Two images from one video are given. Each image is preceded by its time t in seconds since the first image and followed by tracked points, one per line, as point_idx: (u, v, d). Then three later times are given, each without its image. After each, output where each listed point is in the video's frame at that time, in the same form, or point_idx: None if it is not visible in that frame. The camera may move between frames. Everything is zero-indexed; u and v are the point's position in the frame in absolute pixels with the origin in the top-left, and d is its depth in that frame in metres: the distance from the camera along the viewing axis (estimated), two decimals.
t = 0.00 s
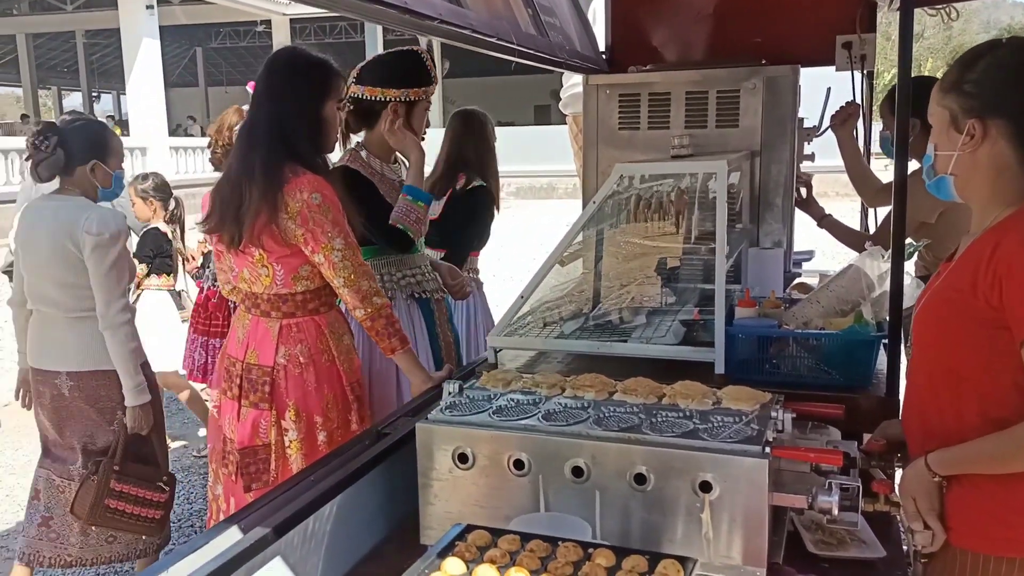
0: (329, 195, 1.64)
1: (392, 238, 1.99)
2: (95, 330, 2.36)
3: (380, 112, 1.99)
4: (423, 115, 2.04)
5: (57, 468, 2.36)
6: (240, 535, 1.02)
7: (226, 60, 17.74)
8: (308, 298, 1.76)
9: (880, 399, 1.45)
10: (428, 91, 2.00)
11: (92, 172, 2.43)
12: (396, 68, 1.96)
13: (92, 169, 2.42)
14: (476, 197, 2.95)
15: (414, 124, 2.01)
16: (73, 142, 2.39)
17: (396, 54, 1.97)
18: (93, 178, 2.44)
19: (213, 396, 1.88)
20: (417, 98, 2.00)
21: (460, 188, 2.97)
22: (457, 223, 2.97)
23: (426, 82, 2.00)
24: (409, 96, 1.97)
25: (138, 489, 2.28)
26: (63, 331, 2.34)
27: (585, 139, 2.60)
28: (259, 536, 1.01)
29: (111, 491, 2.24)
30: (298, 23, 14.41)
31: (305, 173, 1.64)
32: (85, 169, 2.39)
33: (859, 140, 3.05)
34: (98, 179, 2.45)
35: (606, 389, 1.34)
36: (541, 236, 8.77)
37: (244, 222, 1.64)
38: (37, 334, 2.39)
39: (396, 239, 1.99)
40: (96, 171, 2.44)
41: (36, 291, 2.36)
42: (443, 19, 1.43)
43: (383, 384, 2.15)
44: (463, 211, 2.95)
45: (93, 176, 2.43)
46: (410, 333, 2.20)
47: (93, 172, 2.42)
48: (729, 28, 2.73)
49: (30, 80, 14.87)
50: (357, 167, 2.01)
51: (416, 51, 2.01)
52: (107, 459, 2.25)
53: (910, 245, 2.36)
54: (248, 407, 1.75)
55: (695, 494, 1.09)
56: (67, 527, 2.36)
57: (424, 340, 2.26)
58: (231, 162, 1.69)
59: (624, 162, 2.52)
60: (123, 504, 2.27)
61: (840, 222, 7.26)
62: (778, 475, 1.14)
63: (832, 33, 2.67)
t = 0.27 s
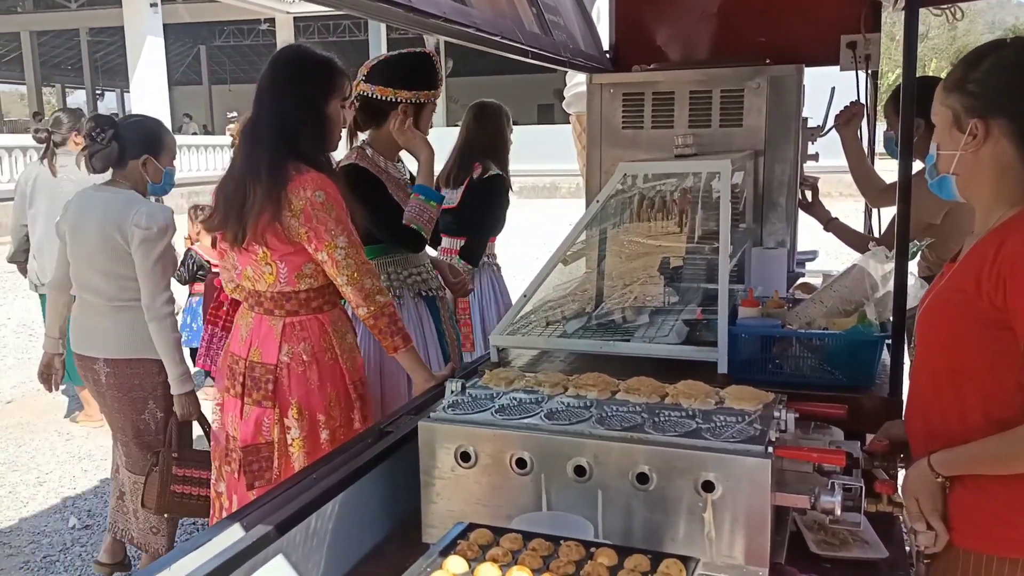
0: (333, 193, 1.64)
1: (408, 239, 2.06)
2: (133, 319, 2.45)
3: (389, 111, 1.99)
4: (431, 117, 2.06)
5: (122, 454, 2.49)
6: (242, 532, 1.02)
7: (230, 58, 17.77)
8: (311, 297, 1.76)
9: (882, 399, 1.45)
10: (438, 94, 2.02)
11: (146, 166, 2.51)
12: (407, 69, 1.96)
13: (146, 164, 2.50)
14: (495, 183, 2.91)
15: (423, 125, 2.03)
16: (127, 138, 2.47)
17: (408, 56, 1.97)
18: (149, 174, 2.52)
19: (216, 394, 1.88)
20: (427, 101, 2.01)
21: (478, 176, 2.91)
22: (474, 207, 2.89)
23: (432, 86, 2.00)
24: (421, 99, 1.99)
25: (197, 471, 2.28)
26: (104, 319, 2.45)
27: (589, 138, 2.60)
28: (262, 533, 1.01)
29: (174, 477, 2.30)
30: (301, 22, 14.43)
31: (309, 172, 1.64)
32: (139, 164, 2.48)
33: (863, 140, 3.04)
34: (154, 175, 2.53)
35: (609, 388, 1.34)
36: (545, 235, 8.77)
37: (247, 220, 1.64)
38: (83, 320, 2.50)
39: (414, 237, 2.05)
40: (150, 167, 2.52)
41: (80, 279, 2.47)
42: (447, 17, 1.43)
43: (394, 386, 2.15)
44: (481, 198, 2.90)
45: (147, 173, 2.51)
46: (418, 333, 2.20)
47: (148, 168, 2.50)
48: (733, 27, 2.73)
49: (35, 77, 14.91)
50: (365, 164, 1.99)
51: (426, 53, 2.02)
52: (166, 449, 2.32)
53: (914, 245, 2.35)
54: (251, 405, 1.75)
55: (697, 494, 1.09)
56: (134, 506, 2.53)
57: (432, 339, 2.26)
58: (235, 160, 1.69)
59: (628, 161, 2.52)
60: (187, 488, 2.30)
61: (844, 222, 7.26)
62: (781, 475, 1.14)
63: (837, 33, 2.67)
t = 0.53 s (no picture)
0: (334, 191, 1.64)
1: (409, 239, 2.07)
2: (167, 312, 2.49)
3: (394, 110, 1.99)
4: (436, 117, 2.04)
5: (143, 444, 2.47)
6: (242, 530, 1.02)
7: (231, 56, 17.77)
8: (312, 295, 1.76)
9: (883, 400, 1.45)
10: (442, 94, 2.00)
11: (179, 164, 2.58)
12: (413, 69, 1.95)
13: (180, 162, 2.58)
14: (512, 178, 3.09)
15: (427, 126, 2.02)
16: (162, 140, 2.56)
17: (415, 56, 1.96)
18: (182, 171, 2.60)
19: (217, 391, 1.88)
20: (432, 102, 1.99)
21: (496, 172, 3.09)
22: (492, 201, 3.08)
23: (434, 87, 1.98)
24: (426, 99, 1.97)
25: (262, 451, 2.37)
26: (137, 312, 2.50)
27: (590, 138, 2.59)
28: (262, 531, 1.01)
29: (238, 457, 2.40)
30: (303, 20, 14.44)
31: (311, 169, 1.64)
32: (172, 163, 2.56)
33: (864, 140, 3.04)
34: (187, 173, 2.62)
35: (610, 388, 1.34)
36: (545, 234, 8.77)
37: (249, 218, 1.64)
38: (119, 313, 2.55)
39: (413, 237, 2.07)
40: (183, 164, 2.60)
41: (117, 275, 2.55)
42: (449, 16, 1.43)
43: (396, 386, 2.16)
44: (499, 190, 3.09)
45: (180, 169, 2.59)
46: (420, 333, 2.19)
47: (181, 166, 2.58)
48: (734, 27, 2.73)
49: (36, 75, 14.92)
50: (368, 163, 2.00)
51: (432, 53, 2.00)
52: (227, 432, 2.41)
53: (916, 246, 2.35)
54: (252, 403, 1.75)
55: (698, 494, 1.09)
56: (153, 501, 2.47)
57: (435, 340, 2.25)
58: (237, 158, 1.69)
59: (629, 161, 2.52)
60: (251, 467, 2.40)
61: (844, 223, 7.26)
62: (781, 475, 1.14)
63: (838, 33, 2.67)
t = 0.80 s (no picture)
0: (331, 189, 1.64)
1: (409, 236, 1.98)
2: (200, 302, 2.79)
3: (394, 110, 1.99)
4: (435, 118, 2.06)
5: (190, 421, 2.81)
6: (238, 530, 1.02)
7: (229, 54, 17.76)
8: (309, 293, 1.75)
9: (881, 400, 1.45)
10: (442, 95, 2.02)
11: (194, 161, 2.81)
12: (416, 70, 1.96)
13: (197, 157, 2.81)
14: (549, 184, 3.30)
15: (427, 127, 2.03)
16: (177, 139, 2.79)
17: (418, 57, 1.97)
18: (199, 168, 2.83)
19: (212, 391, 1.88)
20: (432, 103, 2.01)
21: (533, 179, 3.30)
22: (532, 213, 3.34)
23: (434, 88, 2.00)
24: (428, 100, 1.99)
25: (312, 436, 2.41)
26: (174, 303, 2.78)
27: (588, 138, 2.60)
28: (259, 530, 1.01)
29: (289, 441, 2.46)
30: (300, 19, 14.43)
31: (308, 167, 1.63)
32: (191, 159, 2.80)
33: (862, 140, 3.04)
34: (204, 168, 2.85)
35: (607, 387, 1.34)
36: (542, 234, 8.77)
37: (244, 215, 1.64)
38: (159, 306, 2.83)
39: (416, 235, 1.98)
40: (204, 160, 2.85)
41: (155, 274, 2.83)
42: (448, 15, 1.42)
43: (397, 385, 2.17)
44: (535, 198, 3.31)
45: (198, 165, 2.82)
46: (422, 333, 2.19)
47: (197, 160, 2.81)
48: (733, 27, 2.72)
49: (33, 72, 14.89)
50: (369, 161, 1.97)
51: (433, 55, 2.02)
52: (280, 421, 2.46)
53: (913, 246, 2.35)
54: (248, 402, 1.75)
55: (695, 494, 1.09)
56: (203, 466, 2.72)
57: (436, 340, 2.25)
58: (234, 155, 1.68)
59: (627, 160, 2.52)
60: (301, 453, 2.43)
61: (841, 223, 7.27)
62: (778, 475, 1.14)
63: (837, 34, 2.67)
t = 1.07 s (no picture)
0: (322, 185, 1.64)
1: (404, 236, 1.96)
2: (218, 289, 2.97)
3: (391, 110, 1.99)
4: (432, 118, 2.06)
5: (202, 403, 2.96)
6: (230, 529, 1.01)
7: (222, 53, 17.73)
8: (299, 291, 1.75)
9: (872, 401, 1.45)
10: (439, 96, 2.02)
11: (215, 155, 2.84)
12: (413, 70, 1.96)
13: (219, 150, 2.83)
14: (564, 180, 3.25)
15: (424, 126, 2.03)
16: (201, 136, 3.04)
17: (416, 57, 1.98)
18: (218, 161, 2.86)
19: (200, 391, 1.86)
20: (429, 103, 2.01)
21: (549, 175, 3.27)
22: (549, 205, 3.26)
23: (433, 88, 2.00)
24: (425, 99, 1.99)
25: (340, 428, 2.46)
26: (199, 294, 2.95)
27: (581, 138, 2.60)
28: (250, 530, 1.01)
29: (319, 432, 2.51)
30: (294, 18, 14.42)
31: (299, 165, 1.63)
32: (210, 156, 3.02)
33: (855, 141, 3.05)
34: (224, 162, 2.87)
35: (600, 387, 1.34)
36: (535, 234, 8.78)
37: (235, 215, 1.64)
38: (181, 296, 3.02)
39: (411, 236, 1.96)
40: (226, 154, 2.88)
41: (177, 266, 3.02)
42: (440, 14, 1.42)
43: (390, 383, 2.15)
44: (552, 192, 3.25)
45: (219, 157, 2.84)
46: (415, 332, 2.17)
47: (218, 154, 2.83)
48: (726, 28, 2.73)
49: (25, 71, 14.83)
50: (365, 160, 1.97)
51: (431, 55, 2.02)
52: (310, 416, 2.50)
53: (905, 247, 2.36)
54: (239, 401, 1.74)
55: (687, 493, 1.09)
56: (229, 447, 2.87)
57: (429, 339, 2.23)
58: (224, 154, 1.68)
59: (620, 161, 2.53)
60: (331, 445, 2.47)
61: (833, 224, 7.30)
62: (770, 475, 1.14)
63: (829, 36, 2.68)
